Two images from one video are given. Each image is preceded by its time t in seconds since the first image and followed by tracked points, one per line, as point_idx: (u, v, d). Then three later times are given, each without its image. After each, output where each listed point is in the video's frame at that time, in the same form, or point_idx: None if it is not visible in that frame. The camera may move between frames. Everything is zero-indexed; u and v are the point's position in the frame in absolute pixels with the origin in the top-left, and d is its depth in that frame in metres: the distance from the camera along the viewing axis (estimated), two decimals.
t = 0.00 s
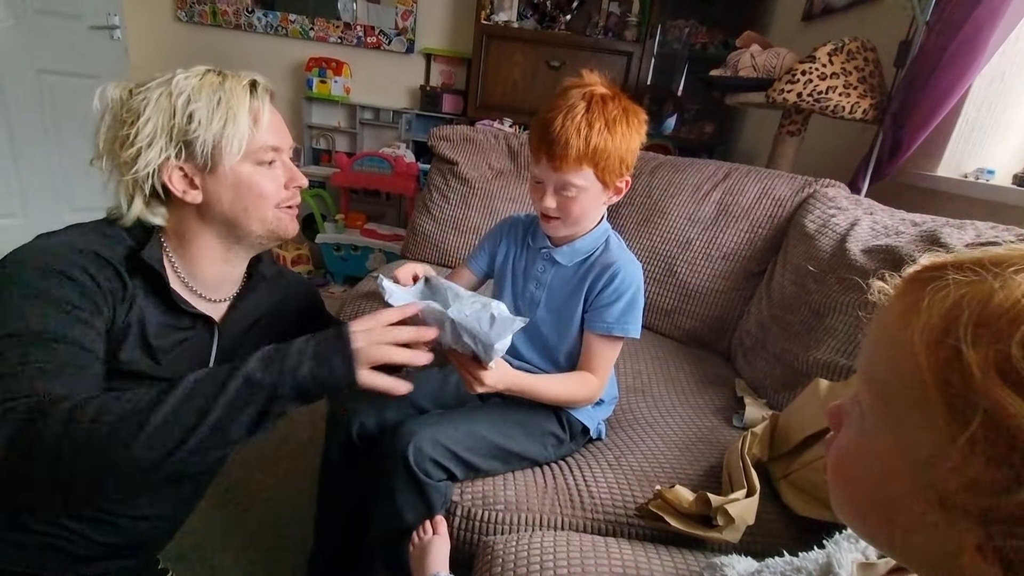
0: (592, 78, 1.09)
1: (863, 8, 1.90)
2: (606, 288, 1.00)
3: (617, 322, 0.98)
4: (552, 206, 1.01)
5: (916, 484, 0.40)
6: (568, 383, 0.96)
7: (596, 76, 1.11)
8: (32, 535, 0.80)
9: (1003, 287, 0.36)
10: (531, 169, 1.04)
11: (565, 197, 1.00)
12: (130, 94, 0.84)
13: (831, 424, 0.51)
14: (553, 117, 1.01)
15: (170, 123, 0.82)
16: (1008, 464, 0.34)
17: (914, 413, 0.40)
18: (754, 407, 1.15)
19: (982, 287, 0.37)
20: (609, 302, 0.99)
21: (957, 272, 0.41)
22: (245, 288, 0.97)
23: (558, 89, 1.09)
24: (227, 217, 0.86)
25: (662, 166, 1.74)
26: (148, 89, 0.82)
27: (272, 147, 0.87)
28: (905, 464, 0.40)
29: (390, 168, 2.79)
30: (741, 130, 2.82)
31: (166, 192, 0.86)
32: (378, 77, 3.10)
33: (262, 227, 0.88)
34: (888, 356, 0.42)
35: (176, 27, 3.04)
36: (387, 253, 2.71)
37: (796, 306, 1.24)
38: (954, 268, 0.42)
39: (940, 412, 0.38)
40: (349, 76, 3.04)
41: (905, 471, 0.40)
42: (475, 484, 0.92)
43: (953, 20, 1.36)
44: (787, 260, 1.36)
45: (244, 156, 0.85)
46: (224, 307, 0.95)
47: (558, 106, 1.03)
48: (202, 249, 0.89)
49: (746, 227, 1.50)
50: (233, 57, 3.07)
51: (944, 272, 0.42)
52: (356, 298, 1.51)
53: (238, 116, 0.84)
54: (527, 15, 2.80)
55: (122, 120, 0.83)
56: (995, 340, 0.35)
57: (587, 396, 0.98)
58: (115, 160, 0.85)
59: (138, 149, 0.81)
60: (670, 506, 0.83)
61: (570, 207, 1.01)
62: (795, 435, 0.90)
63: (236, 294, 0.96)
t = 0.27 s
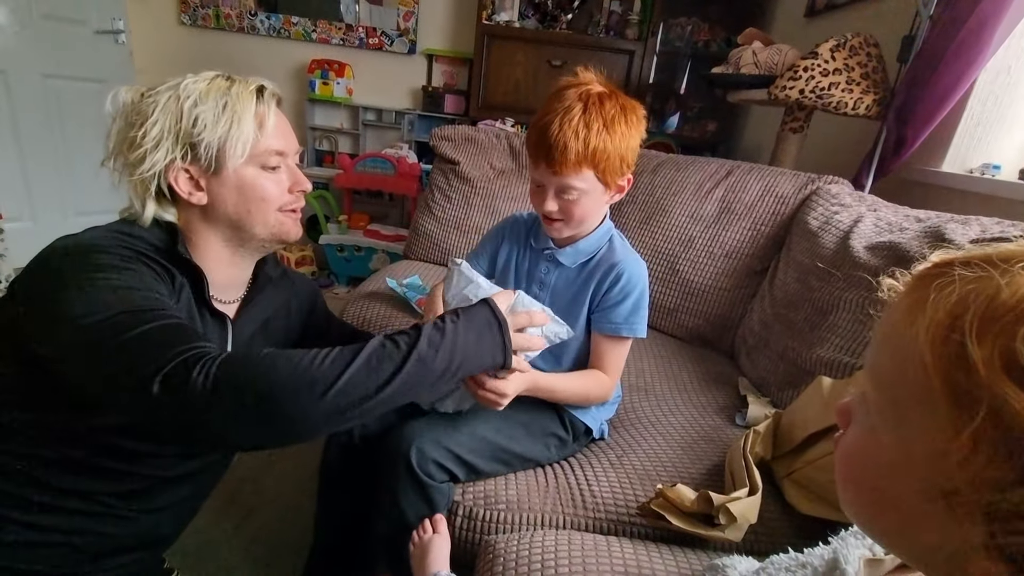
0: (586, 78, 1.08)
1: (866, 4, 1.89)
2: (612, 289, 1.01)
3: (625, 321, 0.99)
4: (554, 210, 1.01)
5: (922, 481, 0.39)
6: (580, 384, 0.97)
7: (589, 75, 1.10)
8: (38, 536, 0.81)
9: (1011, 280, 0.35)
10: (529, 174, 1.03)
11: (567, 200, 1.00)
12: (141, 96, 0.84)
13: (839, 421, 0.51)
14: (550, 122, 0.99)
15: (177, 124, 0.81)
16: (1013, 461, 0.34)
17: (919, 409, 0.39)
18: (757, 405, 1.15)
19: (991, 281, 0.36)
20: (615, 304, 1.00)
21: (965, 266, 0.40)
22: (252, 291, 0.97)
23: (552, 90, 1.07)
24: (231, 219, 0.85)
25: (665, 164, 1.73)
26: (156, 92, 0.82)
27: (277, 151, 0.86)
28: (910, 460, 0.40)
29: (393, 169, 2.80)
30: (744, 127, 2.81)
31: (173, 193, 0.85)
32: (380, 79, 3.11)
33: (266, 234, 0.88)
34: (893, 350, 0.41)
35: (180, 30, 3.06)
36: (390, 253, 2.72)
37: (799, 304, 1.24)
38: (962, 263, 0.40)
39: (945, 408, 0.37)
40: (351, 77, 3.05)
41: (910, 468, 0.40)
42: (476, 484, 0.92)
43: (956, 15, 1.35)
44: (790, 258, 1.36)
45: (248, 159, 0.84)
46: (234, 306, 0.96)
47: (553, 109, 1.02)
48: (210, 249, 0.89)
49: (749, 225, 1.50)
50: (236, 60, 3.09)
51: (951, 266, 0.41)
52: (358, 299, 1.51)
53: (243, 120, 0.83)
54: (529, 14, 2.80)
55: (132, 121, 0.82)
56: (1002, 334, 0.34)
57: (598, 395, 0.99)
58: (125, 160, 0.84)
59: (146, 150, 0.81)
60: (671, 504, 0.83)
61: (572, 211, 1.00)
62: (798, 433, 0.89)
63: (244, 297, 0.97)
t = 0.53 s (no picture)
0: (583, 74, 1.06)
1: None
2: (613, 291, 1.00)
3: (629, 323, 0.98)
4: (551, 209, 0.99)
5: (924, 465, 0.38)
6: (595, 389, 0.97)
7: (586, 70, 1.08)
8: (38, 538, 0.80)
9: (1008, 261, 0.35)
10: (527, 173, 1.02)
11: (564, 199, 0.98)
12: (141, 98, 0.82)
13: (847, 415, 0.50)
14: (544, 121, 0.99)
15: (175, 130, 0.79)
16: (1008, 438, 0.33)
17: (918, 391, 0.38)
18: (760, 401, 1.14)
19: (989, 262, 0.36)
20: (616, 306, 0.99)
21: (965, 251, 0.39)
22: (252, 291, 0.96)
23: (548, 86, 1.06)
24: (228, 224, 0.84)
25: (665, 161, 1.72)
26: (156, 96, 0.80)
27: (277, 159, 0.84)
28: (912, 445, 0.39)
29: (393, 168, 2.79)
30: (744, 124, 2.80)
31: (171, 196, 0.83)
32: (379, 78, 3.10)
33: (263, 241, 0.87)
34: (891, 335, 0.41)
35: (179, 31, 3.06)
36: (390, 253, 2.71)
37: (801, 300, 1.23)
38: (961, 249, 0.40)
39: (942, 389, 0.37)
40: (350, 77, 3.04)
41: (912, 453, 0.39)
42: (477, 484, 0.91)
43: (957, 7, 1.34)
44: (791, 254, 1.35)
45: (247, 168, 0.82)
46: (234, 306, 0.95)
47: (549, 107, 1.01)
48: (210, 252, 0.87)
49: (750, 221, 1.49)
50: (235, 60, 3.09)
51: (951, 252, 0.41)
52: (358, 298, 1.51)
53: (242, 129, 0.81)
54: (527, 12, 2.79)
55: (130, 124, 0.81)
56: (997, 313, 0.34)
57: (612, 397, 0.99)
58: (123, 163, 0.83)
59: (144, 154, 0.79)
60: (674, 502, 0.82)
61: (569, 211, 0.99)
62: (801, 429, 0.88)
63: (243, 297, 0.96)
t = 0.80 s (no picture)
0: (574, 75, 1.06)
1: None
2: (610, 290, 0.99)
3: (629, 323, 0.97)
4: (544, 212, 1.00)
5: (911, 456, 0.39)
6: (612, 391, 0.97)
7: (577, 71, 1.08)
8: (40, 536, 0.80)
9: (985, 258, 0.36)
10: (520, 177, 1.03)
11: (556, 203, 0.99)
12: (147, 99, 0.81)
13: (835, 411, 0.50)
14: (535, 123, 0.99)
15: (183, 132, 0.79)
16: (992, 425, 0.34)
17: (902, 385, 0.39)
18: (760, 402, 1.14)
19: (967, 261, 0.37)
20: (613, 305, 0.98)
21: (946, 249, 0.40)
22: (253, 289, 0.96)
23: (540, 88, 1.07)
24: (237, 226, 0.84)
25: (665, 161, 1.73)
26: (164, 96, 0.80)
27: (283, 159, 0.85)
28: (898, 437, 0.40)
29: (393, 168, 2.80)
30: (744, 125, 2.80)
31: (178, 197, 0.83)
32: (380, 78, 3.11)
33: (270, 240, 0.88)
34: (876, 331, 0.42)
35: (180, 31, 3.06)
36: (391, 252, 2.71)
37: (802, 300, 1.23)
38: (942, 246, 0.41)
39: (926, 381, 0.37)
40: (351, 77, 3.05)
41: (899, 444, 0.40)
42: (478, 482, 0.91)
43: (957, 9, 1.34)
44: (791, 254, 1.35)
45: (256, 168, 0.83)
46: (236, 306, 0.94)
47: (541, 110, 1.01)
48: (213, 252, 0.87)
49: (751, 222, 1.49)
50: (236, 60, 3.09)
51: (928, 251, 0.42)
52: (359, 297, 1.51)
53: (253, 130, 0.81)
54: (529, 13, 2.80)
55: (138, 125, 0.80)
56: (977, 307, 0.35)
57: (624, 398, 0.98)
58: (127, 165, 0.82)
59: (153, 157, 0.79)
60: (675, 501, 0.82)
61: (562, 213, 0.99)
62: (802, 427, 0.89)
63: (245, 295, 0.95)
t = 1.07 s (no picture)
0: (562, 75, 1.06)
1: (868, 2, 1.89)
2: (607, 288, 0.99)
3: (632, 321, 0.97)
4: (539, 215, 1.00)
5: (899, 451, 0.40)
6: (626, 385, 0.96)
7: (565, 71, 1.08)
8: (43, 534, 0.80)
9: (965, 259, 0.37)
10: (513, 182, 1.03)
11: (550, 205, 0.99)
12: (151, 104, 0.81)
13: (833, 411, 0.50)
14: (525, 127, 0.99)
15: (192, 135, 0.79)
16: (971, 418, 0.34)
17: (889, 382, 0.40)
18: (760, 402, 1.15)
19: (947, 263, 0.38)
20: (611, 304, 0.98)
21: (926, 253, 0.41)
22: (256, 289, 0.96)
23: (529, 90, 1.07)
24: (245, 227, 0.85)
25: (665, 163, 1.73)
26: (169, 101, 0.80)
27: (290, 159, 0.86)
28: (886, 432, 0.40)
29: (394, 168, 2.80)
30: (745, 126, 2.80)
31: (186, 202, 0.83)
32: (381, 78, 3.11)
33: (277, 240, 0.88)
34: (865, 331, 0.43)
35: (181, 30, 3.06)
36: (391, 252, 2.72)
37: (802, 301, 1.23)
38: (924, 249, 0.42)
39: (911, 377, 0.38)
40: (352, 77, 3.05)
41: (888, 440, 0.40)
42: (479, 482, 0.91)
43: (957, 13, 1.35)
44: (791, 256, 1.35)
45: (265, 170, 0.84)
46: (239, 306, 0.94)
47: (530, 112, 1.02)
48: (222, 253, 0.87)
49: (750, 223, 1.49)
50: (237, 59, 3.09)
51: (913, 254, 0.42)
52: (360, 296, 1.51)
53: (261, 130, 0.82)
54: (530, 14, 2.80)
55: (145, 132, 0.80)
56: (956, 306, 0.36)
57: (638, 393, 0.97)
58: (134, 170, 0.82)
59: (162, 162, 0.79)
60: (675, 502, 0.82)
61: (558, 214, 0.99)
62: (802, 429, 0.89)
63: (249, 295, 0.95)
